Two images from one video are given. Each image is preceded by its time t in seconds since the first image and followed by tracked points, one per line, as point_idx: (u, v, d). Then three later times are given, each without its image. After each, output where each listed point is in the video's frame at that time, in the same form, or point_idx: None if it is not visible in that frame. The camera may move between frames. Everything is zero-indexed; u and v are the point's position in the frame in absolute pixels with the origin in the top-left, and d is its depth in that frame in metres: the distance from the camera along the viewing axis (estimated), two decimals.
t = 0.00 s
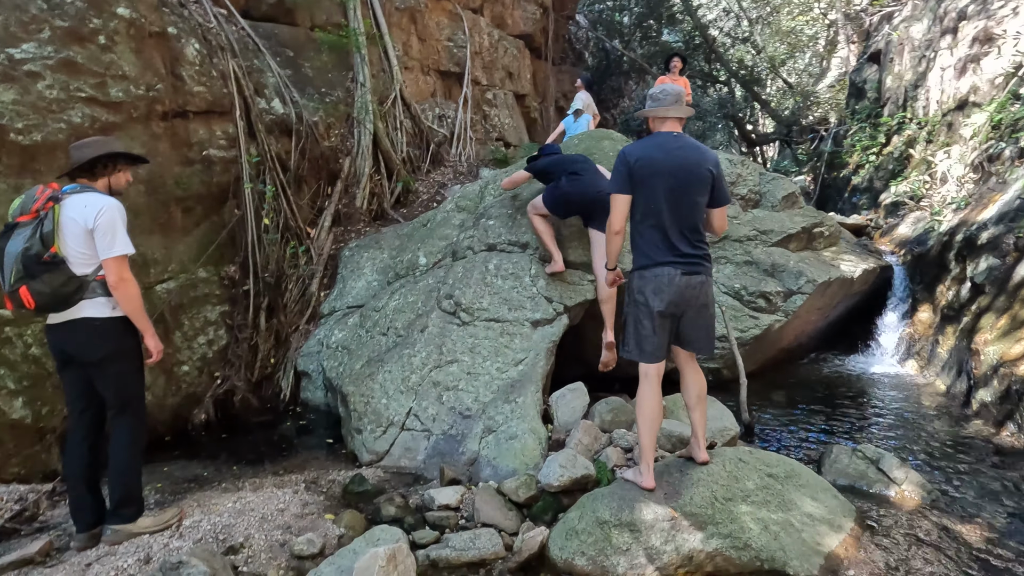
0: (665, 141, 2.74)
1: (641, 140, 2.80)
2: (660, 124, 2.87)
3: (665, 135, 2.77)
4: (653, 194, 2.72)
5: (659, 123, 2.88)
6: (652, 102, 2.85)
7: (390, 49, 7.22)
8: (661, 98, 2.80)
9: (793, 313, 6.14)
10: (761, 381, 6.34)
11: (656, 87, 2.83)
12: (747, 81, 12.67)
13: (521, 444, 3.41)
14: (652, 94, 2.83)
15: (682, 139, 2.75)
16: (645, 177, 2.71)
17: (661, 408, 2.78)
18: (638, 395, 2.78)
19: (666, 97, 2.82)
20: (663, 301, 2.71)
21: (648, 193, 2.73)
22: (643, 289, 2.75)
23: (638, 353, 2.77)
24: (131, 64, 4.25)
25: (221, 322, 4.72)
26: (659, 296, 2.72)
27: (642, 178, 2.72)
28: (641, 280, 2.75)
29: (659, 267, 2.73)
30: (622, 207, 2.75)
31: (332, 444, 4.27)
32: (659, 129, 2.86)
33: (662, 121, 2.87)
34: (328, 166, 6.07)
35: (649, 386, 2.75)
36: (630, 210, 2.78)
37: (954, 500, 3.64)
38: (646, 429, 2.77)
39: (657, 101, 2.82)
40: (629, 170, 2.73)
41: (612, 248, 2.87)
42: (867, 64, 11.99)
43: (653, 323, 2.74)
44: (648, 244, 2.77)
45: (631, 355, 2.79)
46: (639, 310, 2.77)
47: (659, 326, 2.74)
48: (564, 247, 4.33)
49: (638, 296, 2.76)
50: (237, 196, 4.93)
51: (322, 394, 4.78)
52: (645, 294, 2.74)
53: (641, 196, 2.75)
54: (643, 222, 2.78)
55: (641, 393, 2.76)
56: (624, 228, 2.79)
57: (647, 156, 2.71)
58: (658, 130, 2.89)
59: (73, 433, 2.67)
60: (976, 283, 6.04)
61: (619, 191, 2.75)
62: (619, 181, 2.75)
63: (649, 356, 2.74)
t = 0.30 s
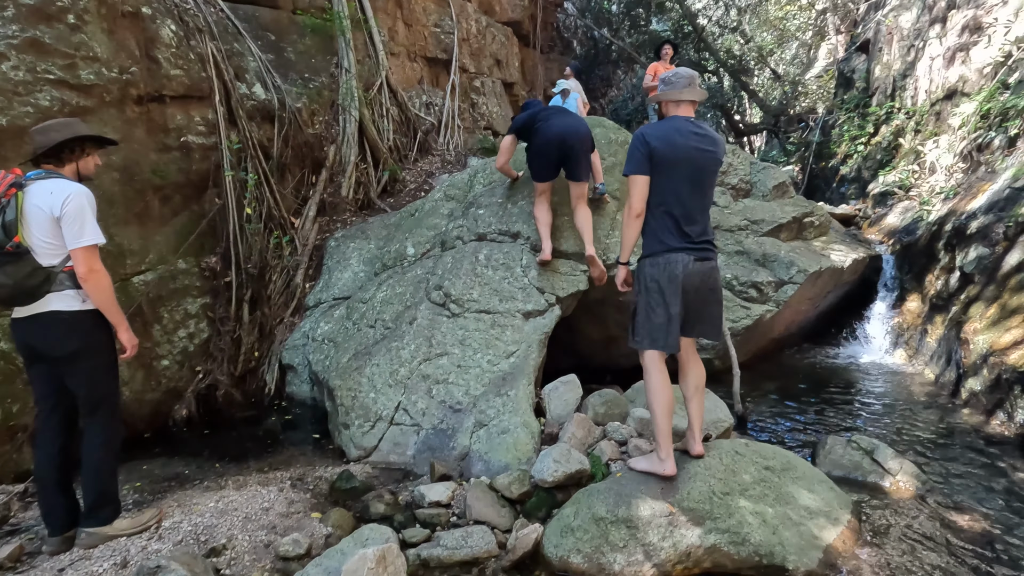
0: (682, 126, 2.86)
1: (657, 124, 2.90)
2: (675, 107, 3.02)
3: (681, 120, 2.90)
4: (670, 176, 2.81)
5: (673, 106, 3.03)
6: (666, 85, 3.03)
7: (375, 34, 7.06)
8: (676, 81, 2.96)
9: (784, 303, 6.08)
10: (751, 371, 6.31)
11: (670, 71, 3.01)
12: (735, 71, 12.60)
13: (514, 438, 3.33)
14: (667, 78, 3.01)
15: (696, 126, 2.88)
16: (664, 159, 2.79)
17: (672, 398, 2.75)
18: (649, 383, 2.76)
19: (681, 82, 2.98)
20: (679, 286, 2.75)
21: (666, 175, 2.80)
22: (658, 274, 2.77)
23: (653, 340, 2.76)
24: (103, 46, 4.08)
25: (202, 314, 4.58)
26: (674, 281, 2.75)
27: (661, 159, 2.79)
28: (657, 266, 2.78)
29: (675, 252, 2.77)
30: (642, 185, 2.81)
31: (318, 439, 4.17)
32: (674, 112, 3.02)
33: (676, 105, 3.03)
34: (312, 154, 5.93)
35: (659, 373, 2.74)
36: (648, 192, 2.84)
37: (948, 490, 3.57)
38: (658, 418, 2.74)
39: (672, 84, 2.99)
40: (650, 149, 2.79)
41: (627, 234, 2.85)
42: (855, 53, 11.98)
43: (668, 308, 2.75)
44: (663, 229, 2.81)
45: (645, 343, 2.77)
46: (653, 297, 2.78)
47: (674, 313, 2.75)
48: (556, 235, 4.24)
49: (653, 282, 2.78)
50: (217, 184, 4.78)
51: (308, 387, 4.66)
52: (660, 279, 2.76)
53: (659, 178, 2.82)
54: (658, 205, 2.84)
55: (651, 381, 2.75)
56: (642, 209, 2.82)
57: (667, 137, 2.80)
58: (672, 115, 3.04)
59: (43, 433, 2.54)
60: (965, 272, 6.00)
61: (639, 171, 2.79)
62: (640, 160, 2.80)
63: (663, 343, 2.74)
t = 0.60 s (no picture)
0: (683, 117, 2.74)
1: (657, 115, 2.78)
2: (674, 97, 2.90)
3: (682, 111, 2.78)
4: (673, 168, 2.70)
5: (672, 96, 2.90)
6: (664, 75, 2.90)
7: (362, 26, 6.92)
8: (674, 70, 2.84)
9: (777, 299, 6.02)
10: (744, 366, 6.27)
11: (668, 60, 2.88)
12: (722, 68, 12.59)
13: (512, 438, 3.23)
14: (665, 66, 2.88)
15: (698, 117, 2.77)
16: (666, 152, 2.68)
17: (686, 394, 2.66)
18: (660, 380, 2.68)
19: (680, 71, 2.85)
20: (684, 282, 2.68)
21: (668, 168, 2.70)
22: (663, 269, 2.69)
23: (660, 338, 2.68)
24: (78, 30, 3.91)
25: (185, 312, 4.42)
26: (680, 276, 2.67)
27: (663, 152, 2.68)
28: (661, 261, 2.70)
29: (679, 247, 2.69)
30: (643, 179, 2.69)
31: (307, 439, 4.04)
32: (673, 102, 2.89)
33: (675, 94, 2.90)
34: (298, 147, 5.79)
35: (672, 371, 2.65)
36: (648, 185, 2.73)
37: (949, 484, 3.48)
38: (670, 417, 2.65)
39: (670, 73, 2.86)
40: (650, 142, 2.68)
41: (628, 228, 2.74)
42: (841, 51, 12.03)
43: (674, 304, 2.67)
44: (666, 223, 2.72)
45: (653, 340, 2.69)
46: (659, 293, 2.70)
47: (682, 309, 2.67)
48: (552, 229, 4.14)
49: (658, 277, 2.70)
50: (200, 177, 4.64)
51: (295, 387, 4.55)
52: (665, 274, 2.68)
53: (661, 171, 2.71)
54: (660, 199, 2.74)
55: (665, 377, 2.66)
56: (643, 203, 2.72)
57: (668, 130, 2.68)
58: (672, 105, 2.91)
59: (17, 437, 2.40)
60: (955, 267, 5.96)
61: (640, 165, 2.68)
62: (640, 153, 2.68)
63: (672, 340, 2.66)
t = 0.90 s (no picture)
0: (694, 106, 2.57)
1: (667, 103, 2.61)
2: (684, 86, 2.70)
3: (692, 99, 2.60)
4: (682, 160, 2.53)
5: (682, 84, 2.72)
6: (674, 61, 2.71)
7: (354, 16, 6.74)
8: (685, 56, 2.64)
9: (779, 295, 5.85)
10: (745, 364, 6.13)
11: (680, 44, 2.67)
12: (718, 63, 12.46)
13: (513, 442, 3.08)
14: (676, 52, 2.68)
15: (709, 106, 2.60)
16: (676, 143, 2.51)
17: (698, 397, 2.53)
18: (673, 380, 2.55)
19: (691, 56, 2.65)
20: (694, 280, 2.52)
21: (678, 160, 2.53)
22: (672, 265, 2.53)
23: (669, 338, 2.54)
24: (55, 15, 3.73)
25: (169, 311, 4.27)
26: (689, 273, 2.52)
27: (672, 143, 2.51)
28: (669, 257, 2.54)
29: (688, 243, 2.53)
30: (652, 171, 2.52)
31: (298, 444, 3.88)
32: (683, 91, 2.70)
33: (686, 83, 2.71)
34: (288, 140, 5.63)
35: (683, 372, 2.53)
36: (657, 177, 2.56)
37: (965, 487, 3.34)
38: (683, 420, 2.52)
39: (681, 59, 2.67)
40: (659, 132, 2.51)
41: (634, 222, 2.59)
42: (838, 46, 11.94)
43: (683, 303, 2.52)
44: (674, 217, 2.56)
45: (662, 340, 2.55)
46: (667, 291, 2.55)
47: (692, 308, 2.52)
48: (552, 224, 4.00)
49: (666, 274, 2.55)
50: (185, 170, 4.47)
51: (286, 389, 4.36)
52: (673, 271, 2.53)
53: (670, 163, 2.55)
54: (669, 192, 2.57)
55: (676, 379, 2.54)
56: (651, 196, 2.55)
57: (678, 119, 2.51)
58: (681, 93, 2.72)
59: None
60: (959, 263, 5.85)
61: (648, 156, 2.52)
62: (648, 143, 2.51)
63: (683, 341, 2.52)
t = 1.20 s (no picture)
0: (696, 96, 2.38)
1: (667, 94, 2.42)
2: (687, 75, 2.52)
3: (694, 89, 2.41)
4: (684, 155, 2.34)
5: (685, 74, 2.53)
6: (679, 48, 2.51)
7: (342, 6, 6.54)
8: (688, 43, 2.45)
9: (781, 293, 5.67)
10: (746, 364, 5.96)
11: (685, 29, 2.47)
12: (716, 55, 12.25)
13: (506, 454, 2.91)
14: (682, 38, 2.49)
15: (713, 96, 2.40)
16: (676, 137, 2.33)
17: (705, 407, 2.34)
18: (677, 389, 2.35)
19: (693, 44, 2.46)
20: (697, 283, 2.34)
21: (679, 156, 2.34)
22: (672, 268, 2.36)
23: (670, 345, 2.36)
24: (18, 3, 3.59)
25: (148, 314, 4.08)
26: (691, 276, 2.34)
27: (671, 138, 2.33)
28: (669, 259, 2.36)
29: (690, 244, 2.35)
30: (650, 167, 2.35)
31: (281, 453, 3.69)
32: (686, 81, 2.51)
33: (689, 72, 2.52)
34: (273, 135, 5.42)
35: (689, 381, 2.33)
36: (657, 174, 2.38)
37: (980, 498, 3.17)
38: (688, 433, 2.33)
39: (684, 47, 2.48)
40: (657, 126, 2.33)
41: (632, 223, 2.41)
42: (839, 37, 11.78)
43: (685, 308, 2.34)
44: (675, 217, 2.38)
45: (663, 347, 2.37)
46: (668, 295, 2.37)
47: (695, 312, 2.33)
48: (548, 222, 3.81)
49: (666, 277, 2.37)
50: (163, 166, 4.28)
51: (271, 394, 4.19)
52: (674, 273, 2.35)
53: (670, 159, 2.36)
54: (670, 189, 2.39)
55: (682, 388, 2.33)
56: (649, 195, 2.38)
57: (678, 111, 2.33)
58: (684, 84, 2.53)
59: None
60: (966, 260, 5.69)
61: (645, 152, 2.34)
62: (645, 138, 2.34)
63: (685, 348, 2.33)
